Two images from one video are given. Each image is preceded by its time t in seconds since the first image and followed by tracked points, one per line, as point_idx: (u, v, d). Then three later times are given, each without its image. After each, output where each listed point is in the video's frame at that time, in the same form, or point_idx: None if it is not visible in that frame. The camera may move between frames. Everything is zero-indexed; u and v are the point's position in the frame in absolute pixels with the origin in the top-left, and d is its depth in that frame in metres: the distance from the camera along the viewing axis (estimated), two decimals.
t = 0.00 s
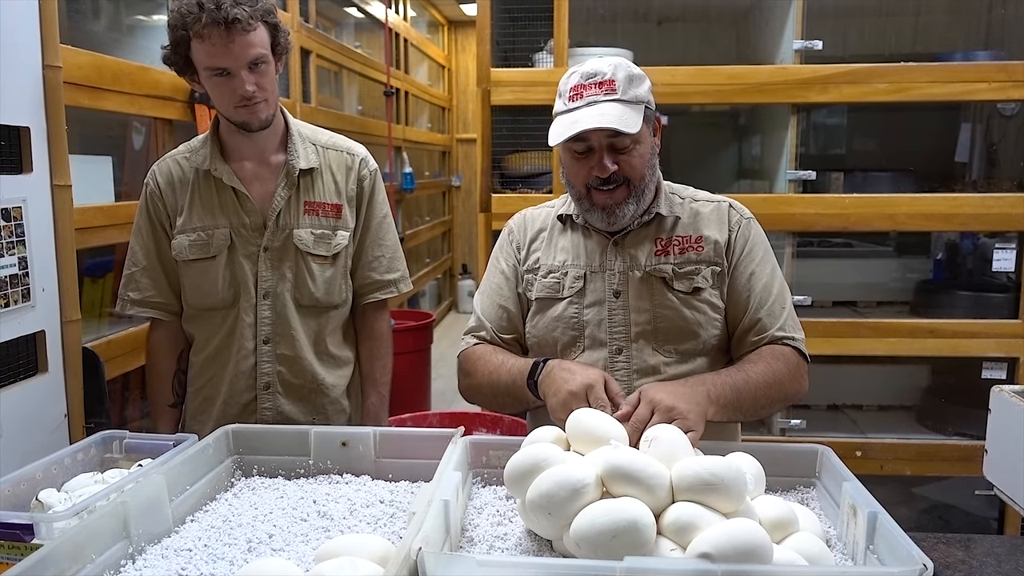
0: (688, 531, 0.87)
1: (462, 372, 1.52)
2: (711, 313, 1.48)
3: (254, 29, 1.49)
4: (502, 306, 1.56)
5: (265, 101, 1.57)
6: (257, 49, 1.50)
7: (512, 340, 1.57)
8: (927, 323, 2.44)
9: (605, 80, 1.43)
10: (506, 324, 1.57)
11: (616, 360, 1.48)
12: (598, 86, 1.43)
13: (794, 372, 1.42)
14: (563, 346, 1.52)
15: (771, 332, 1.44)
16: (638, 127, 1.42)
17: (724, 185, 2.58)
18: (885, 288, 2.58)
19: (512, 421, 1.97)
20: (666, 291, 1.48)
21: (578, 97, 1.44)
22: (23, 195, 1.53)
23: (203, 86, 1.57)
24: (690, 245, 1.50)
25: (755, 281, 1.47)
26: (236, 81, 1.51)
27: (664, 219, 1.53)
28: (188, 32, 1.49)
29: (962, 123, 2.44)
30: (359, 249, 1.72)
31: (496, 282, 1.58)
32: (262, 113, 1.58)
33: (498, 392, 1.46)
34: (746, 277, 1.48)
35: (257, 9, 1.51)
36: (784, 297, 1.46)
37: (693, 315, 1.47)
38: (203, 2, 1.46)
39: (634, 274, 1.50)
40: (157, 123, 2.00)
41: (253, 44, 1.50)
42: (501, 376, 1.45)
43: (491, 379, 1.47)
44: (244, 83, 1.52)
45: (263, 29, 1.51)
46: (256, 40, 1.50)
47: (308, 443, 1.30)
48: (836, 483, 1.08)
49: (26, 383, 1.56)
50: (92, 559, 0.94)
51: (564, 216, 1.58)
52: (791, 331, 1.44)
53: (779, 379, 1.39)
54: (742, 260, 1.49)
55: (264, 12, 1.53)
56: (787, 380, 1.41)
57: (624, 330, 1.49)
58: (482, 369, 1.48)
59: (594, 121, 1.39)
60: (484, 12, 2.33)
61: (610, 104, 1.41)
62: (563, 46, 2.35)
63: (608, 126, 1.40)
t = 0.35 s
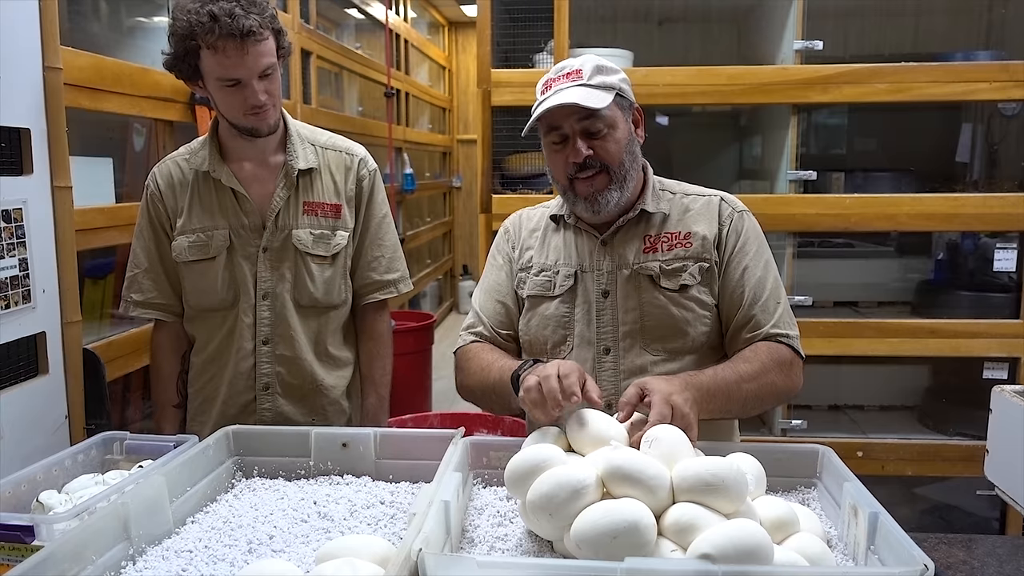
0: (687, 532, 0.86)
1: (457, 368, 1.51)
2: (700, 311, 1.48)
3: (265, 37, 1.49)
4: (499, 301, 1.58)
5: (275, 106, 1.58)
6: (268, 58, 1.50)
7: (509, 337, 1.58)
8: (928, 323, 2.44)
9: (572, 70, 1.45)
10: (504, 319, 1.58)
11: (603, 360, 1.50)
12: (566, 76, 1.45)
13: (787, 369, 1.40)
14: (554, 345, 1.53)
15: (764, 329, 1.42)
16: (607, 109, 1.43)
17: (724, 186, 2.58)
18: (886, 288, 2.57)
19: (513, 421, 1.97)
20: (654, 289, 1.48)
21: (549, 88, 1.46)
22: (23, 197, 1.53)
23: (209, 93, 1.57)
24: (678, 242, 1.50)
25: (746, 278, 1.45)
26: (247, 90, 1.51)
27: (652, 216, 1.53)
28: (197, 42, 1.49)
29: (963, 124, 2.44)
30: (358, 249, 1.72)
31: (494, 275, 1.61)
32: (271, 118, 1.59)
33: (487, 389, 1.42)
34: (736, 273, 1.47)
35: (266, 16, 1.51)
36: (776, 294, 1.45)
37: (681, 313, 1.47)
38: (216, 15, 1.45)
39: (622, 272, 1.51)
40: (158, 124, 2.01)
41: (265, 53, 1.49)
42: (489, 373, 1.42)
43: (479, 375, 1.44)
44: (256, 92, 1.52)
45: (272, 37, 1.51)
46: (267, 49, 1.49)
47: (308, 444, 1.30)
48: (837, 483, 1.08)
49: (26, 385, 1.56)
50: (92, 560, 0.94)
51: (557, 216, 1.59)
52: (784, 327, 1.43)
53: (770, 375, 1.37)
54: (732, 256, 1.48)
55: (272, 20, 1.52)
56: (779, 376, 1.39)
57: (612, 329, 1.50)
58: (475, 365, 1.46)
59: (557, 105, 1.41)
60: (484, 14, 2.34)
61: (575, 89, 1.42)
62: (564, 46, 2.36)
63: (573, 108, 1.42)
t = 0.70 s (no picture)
0: (687, 532, 0.86)
1: (459, 362, 1.47)
2: (701, 308, 1.48)
3: (264, 39, 1.49)
4: (504, 293, 1.54)
5: (274, 107, 1.58)
6: (268, 60, 1.50)
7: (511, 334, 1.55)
8: (928, 323, 2.44)
9: (561, 63, 1.47)
10: (509, 313, 1.54)
11: (605, 359, 1.50)
12: (555, 69, 1.47)
13: (780, 368, 1.40)
14: (555, 344, 1.52)
15: (756, 324, 1.42)
16: (597, 96, 1.46)
17: (724, 186, 2.58)
18: (886, 288, 2.57)
19: (513, 422, 1.97)
20: (653, 287, 1.48)
21: (538, 81, 1.48)
22: (23, 198, 1.53)
23: (209, 94, 1.57)
24: (675, 240, 1.50)
25: (739, 271, 1.46)
26: (247, 91, 1.51)
27: (649, 215, 1.53)
28: (197, 43, 1.49)
29: (962, 123, 2.44)
30: (357, 250, 1.72)
31: (492, 268, 1.58)
32: (270, 119, 1.59)
33: (493, 386, 1.38)
34: (731, 270, 1.47)
35: (265, 17, 1.50)
36: (770, 287, 1.45)
37: (682, 311, 1.47)
38: (216, 16, 1.44)
39: (622, 271, 1.51)
40: (158, 125, 2.01)
41: (264, 54, 1.49)
42: (495, 370, 1.38)
43: (486, 371, 1.40)
44: (255, 93, 1.52)
45: (271, 38, 1.51)
46: (267, 50, 1.49)
47: (308, 444, 1.30)
48: (837, 482, 1.08)
49: (26, 386, 1.56)
50: (92, 561, 0.94)
51: (553, 216, 1.60)
52: (776, 320, 1.42)
53: (762, 373, 1.37)
54: (728, 253, 1.48)
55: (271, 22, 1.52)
56: (771, 374, 1.39)
57: (613, 329, 1.50)
58: (479, 360, 1.42)
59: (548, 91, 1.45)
60: (483, 14, 2.34)
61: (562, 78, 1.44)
62: (563, 46, 2.36)
63: (563, 95, 1.45)
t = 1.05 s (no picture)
0: (687, 530, 0.86)
1: (449, 377, 1.46)
2: (697, 308, 1.49)
3: (261, 39, 1.49)
4: (489, 302, 1.54)
5: (272, 106, 1.58)
6: (264, 60, 1.50)
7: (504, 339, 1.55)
8: (928, 322, 2.44)
9: (553, 59, 1.47)
10: (497, 320, 1.54)
11: (601, 361, 1.50)
12: (547, 64, 1.47)
13: (778, 361, 1.41)
14: (548, 348, 1.51)
15: (751, 322, 1.43)
16: (589, 92, 1.47)
17: (723, 185, 2.58)
18: (885, 287, 2.57)
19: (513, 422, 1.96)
20: (648, 287, 1.48)
21: (529, 76, 1.47)
22: (22, 199, 1.53)
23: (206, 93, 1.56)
24: (668, 239, 1.50)
25: (735, 268, 1.46)
26: (243, 91, 1.51)
27: (639, 213, 1.53)
28: (193, 43, 1.48)
29: (962, 122, 2.44)
30: (356, 250, 1.72)
31: (480, 276, 1.57)
32: (267, 119, 1.59)
33: (488, 398, 1.37)
34: (726, 268, 1.47)
35: (262, 17, 1.51)
36: (764, 284, 1.45)
37: (679, 311, 1.47)
38: (212, 16, 1.45)
39: (615, 272, 1.50)
40: (156, 125, 2.01)
41: (261, 54, 1.49)
42: (490, 384, 1.37)
43: (480, 385, 1.39)
44: (252, 94, 1.52)
45: (268, 38, 1.51)
46: (263, 51, 1.49)
47: (308, 444, 1.30)
48: (836, 481, 1.08)
49: (26, 386, 1.56)
50: (91, 561, 0.94)
51: (542, 216, 1.58)
52: (770, 318, 1.43)
53: (761, 367, 1.38)
54: (722, 252, 1.48)
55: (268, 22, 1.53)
56: (769, 369, 1.39)
57: (609, 332, 1.50)
58: (472, 376, 1.41)
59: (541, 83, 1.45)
60: (481, 14, 2.34)
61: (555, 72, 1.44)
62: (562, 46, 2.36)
63: (556, 90, 1.46)
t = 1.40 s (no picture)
0: (685, 530, 0.86)
1: (438, 387, 1.47)
2: (695, 310, 1.50)
3: (235, 51, 1.46)
4: (477, 315, 1.53)
5: (242, 117, 1.56)
6: (237, 71, 1.48)
7: (490, 350, 1.55)
8: (927, 321, 2.44)
9: (540, 57, 1.46)
10: (484, 332, 1.53)
11: (600, 366, 1.49)
12: (533, 63, 1.46)
13: (778, 362, 1.42)
14: (544, 356, 1.51)
15: (753, 323, 1.45)
16: (576, 93, 1.46)
17: (722, 185, 2.58)
18: (884, 286, 2.57)
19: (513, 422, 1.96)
20: (645, 292, 1.48)
21: (515, 76, 1.46)
22: (19, 198, 1.52)
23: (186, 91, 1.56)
24: (664, 241, 1.50)
25: (736, 268, 1.47)
26: (211, 98, 1.50)
27: (633, 214, 1.53)
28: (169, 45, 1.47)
29: (961, 122, 2.44)
30: (353, 250, 1.72)
31: (470, 286, 1.57)
32: (238, 129, 1.58)
33: (478, 409, 1.38)
34: (725, 269, 1.48)
35: (242, 28, 1.48)
36: (764, 285, 1.47)
37: (677, 314, 1.48)
38: (184, 21, 1.43)
39: (609, 276, 1.50)
40: (155, 125, 2.01)
41: (234, 66, 1.47)
42: (480, 395, 1.38)
43: (469, 398, 1.40)
44: (220, 102, 1.51)
45: (247, 49, 1.48)
46: (238, 63, 1.47)
47: (306, 444, 1.30)
48: (835, 480, 1.08)
49: (24, 386, 1.55)
50: (89, 562, 0.93)
51: (531, 220, 1.58)
52: (772, 319, 1.45)
53: (762, 368, 1.39)
54: (721, 254, 1.49)
55: (251, 30, 1.49)
56: (769, 369, 1.40)
57: (606, 336, 1.50)
58: (462, 387, 1.43)
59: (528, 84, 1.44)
60: (480, 14, 2.34)
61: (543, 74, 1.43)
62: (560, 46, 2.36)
63: (541, 91, 1.45)
